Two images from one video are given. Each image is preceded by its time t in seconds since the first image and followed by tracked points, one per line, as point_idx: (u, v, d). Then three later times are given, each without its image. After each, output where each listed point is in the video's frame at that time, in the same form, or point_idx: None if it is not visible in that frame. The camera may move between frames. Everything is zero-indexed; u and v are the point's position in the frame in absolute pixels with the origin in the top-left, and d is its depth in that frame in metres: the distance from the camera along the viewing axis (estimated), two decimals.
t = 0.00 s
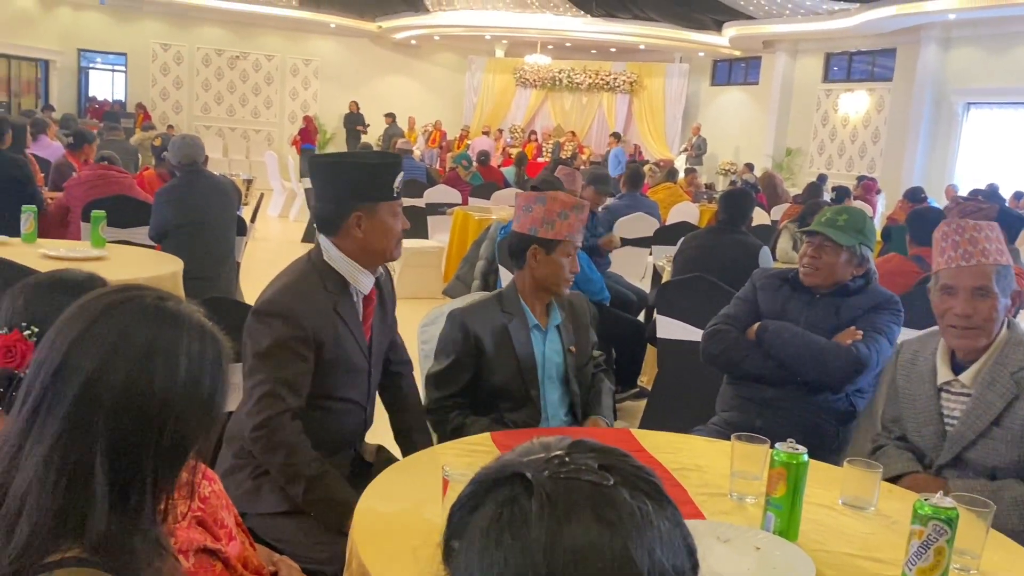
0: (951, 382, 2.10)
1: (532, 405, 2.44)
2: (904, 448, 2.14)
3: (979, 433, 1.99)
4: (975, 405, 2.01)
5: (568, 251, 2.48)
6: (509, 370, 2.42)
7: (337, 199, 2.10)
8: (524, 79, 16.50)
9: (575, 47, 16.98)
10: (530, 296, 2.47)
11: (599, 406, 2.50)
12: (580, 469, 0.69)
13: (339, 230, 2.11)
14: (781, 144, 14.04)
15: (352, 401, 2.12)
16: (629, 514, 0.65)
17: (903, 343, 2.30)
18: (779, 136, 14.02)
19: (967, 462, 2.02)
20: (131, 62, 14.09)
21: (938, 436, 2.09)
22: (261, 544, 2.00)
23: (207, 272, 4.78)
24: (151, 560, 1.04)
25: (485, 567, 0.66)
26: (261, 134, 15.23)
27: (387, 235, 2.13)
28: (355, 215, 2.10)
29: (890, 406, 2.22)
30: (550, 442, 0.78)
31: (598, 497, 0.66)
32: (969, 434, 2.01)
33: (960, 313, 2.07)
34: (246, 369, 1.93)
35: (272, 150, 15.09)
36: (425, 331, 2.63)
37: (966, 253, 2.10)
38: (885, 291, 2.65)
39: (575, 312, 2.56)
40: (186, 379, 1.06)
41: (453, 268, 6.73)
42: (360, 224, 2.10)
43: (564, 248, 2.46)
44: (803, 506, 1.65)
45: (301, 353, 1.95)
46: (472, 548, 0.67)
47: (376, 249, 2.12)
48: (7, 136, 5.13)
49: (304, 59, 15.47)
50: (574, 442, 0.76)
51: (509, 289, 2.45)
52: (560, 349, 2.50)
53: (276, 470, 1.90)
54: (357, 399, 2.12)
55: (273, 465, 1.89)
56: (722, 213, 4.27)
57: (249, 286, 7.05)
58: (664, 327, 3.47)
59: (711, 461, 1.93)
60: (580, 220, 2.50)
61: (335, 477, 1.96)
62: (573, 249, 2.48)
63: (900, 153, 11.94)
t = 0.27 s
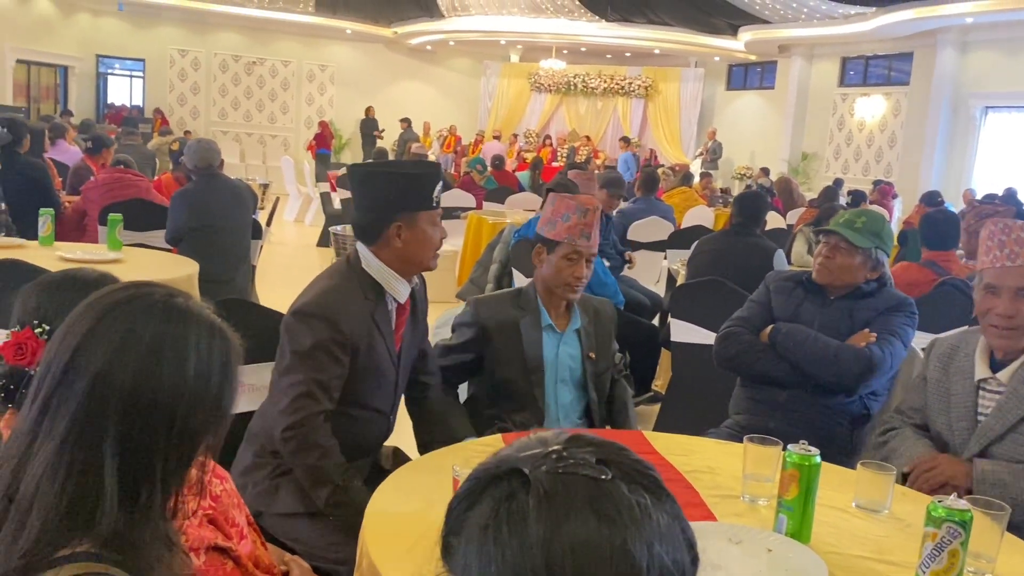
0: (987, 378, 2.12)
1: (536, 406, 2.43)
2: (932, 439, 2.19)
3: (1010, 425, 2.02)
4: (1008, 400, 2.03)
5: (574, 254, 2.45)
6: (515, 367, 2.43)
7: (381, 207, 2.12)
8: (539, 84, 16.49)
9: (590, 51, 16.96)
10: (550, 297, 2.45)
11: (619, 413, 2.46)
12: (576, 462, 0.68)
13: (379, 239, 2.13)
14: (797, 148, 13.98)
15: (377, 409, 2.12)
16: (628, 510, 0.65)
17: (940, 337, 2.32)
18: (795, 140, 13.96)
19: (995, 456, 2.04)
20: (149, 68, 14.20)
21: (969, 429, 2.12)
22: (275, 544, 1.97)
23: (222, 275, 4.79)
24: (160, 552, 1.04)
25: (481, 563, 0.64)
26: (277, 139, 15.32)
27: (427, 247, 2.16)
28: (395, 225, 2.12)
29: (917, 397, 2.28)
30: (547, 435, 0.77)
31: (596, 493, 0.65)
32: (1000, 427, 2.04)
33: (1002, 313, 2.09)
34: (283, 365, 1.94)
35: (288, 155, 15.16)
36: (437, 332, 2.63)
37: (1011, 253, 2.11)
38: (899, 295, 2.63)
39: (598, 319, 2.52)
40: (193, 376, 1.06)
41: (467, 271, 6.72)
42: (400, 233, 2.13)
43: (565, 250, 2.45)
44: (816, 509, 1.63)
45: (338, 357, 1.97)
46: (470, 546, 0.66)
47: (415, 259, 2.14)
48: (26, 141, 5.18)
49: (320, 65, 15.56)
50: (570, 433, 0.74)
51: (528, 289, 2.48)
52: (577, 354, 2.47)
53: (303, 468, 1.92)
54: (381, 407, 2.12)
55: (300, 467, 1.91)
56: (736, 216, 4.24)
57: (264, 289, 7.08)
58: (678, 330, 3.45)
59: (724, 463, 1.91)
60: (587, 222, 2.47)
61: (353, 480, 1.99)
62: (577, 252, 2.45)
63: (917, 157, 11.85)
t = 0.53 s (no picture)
0: (1006, 380, 2.09)
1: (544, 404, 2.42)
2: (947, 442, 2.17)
3: None
4: None
5: (585, 258, 2.41)
6: (524, 363, 2.43)
7: (415, 215, 2.06)
8: (552, 88, 16.49)
9: (603, 55, 16.95)
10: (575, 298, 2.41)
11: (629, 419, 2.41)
12: (571, 450, 0.68)
13: (414, 245, 2.07)
14: (811, 151, 13.90)
15: (401, 417, 2.07)
16: (623, 496, 0.64)
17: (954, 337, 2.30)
18: (809, 143, 13.89)
19: (1010, 458, 2.02)
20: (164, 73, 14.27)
21: (986, 430, 2.10)
22: (287, 543, 1.94)
23: (234, 277, 4.81)
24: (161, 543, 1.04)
25: (475, 552, 0.64)
26: (290, 143, 15.38)
27: (459, 254, 2.11)
28: (431, 234, 2.07)
29: (933, 396, 2.27)
30: (542, 425, 0.77)
31: (590, 479, 0.65)
32: (1018, 429, 2.01)
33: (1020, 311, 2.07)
34: (317, 367, 1.88)
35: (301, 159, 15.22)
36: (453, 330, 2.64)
37: None
38: (913, 296, 2.60)
39: (622, 326, 2.45)
40: (196, 368, 1.06)
41: (479, 274, 6.71)
42: (435, 242, 2.08)
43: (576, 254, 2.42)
44: (826, 508, 1.61)
45: (373, 363, 1.92)
46: (463, 536, 0.65)
47: (449, 267, 2.09)
48: (40, 144, 5.21)
49: (334, 69, 15.62)
50: (565, 423, 0.74)
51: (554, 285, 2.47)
52: (596, 358, 2.44)
53: (330, 472, 1.87)
54: (406, 414, 2.07)
55: (327, 470, 1.87)
56: (747, 217, 4.23)
57: (276, 292, 7.10)
58: (688, 332, 3.43)
59: (734, 462, 1.90)
60: (601, 226, 2.42)
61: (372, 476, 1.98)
62: (587, 256, 2.40)
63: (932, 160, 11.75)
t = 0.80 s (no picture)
0: (994, 389, 2.05)
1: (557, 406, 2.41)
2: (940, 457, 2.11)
3: (1017, 439, 1.92)
4: (1017, 411, 1.95)
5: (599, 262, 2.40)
6: (532, 363, 2.44)
7: (435, 225, 2.02)
8: (559, 93, 16.50)
9: (611, 60, 16.96)
10: (594, 304, 2.40)
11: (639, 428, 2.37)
12: (563, 450, 0.70)
13: (432, 255, 2.02)
14: (819, 156, 13.85)
15: (420, 425, 2.02)
16: (616, 496, 0.67)
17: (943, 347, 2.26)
18: (817, 148, 13.84)
19: (1003, 470, 1.94)
20: (173, 79, 14.33)
21: (978, 442, 2.04)
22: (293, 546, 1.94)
23: (242, 281, 4.83)
24: (164, 542, 1.05)
25: (467, 552, 0.66)
26: (299, 148, 15.43)
27: (479, 262, 2.06)
28: (448, 244, 2.02)
29: (925, 410, 2.21)
30: (532, 421, 0.80)
31: (583, 476, 0.67)
32: (1008, 440, 1.94)
33: (1003, 316, 2.05)
34: (334, 375, 1.83)
35: (310, 164, 15.26)
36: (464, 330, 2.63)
37: (1013, 253, 2.04)
38: (919, 298, 2.59)
39: (641, 334, 2.43)
40: (191, 365, 1.06)
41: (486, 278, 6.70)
42: (453, 251, 2.03)
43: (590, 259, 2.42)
44: (833, 511, 1.60)
45: (391, 372, 1.87)
46: (454, 537, 0.67)
47: (469, 276, 2.05)
48: (50, 149, 5.24)
49: (342, 75, 15.68)
50: (556, 421, 0.77)
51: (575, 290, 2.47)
52: (610, 364, 2.43)
53: (339, 480, 1.83)
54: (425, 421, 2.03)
55: (337, 478, 1.83)
56: (752, 221, 4.23)
57: (284, 297, 7.11)
58: (694, 335, 3.41)
59: (739, 465, 1.88)
60: (614, 229, 2.41)
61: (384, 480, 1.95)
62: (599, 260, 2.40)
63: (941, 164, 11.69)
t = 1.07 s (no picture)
0: (983, 398, 2.01)
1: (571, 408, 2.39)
2: (939, 467, 2.05)
3: (1011, 450, 1.88)
4: (1007, 419, 1.91)
5: (615, 266, 2.38)
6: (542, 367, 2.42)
7: (448, 229, 2.00)
8: (569, 97, 16.50)
9: (621, 63, 16.94)
10: (613, 307, 2.37)
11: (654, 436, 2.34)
12: (564, 452, 0.69)
13: (446, 261, 2.00)
14: (830, 159, 13.77)
15: (433, 431, 2.00)
16: (618, 498, 0.65)
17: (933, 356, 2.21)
18: (828, 151, 13.77)
19: (1001, 481, 1.90)
20: (183, 85, 14.39)
21: (972, 453, 1.99)
22: (300, 550, 1.92)
23: (251, 285, 4.83)
24: (170, 539, 1.05)
25: (465, 560, 0.65)
26: (309, 152, 15.48)
27: (494, 267, 2.04)
28: (463, 249, 2.00)
29: (922, 421, 2.14)
30: (535, 420, 0.78)
31: (583, 479, 0.65)
32: (1001, 451, 1.90)
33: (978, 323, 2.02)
34: (343, 379, 1.81)
35: (320, 168, 15.30)
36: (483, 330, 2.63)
37: (986, 260, 2.02)
38: (933, 301, 2.55)
39: (662, 342, 2.39)
40: (170, 368, 1.03)
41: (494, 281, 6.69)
42: (468, 257, 2.01)
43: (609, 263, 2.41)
44: (844, 515, 1.57)
45: (401, 378, 1.85)
46: (454, 543, 0.66)
47: (484, 283, 2.03)
48: (59, 153, 5.26)
49: (352, 79, 15.73)
50: (558, 421, 0.75)
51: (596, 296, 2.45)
52: (628, 370, 2.40)
53: (345, 486, 1.83)
54: (437, 428, 2.01)
55: (344, 483, 1.82)
56: (763, 223, 4.20)
57: (292, 301, 7.11)
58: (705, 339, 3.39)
59: (749, 469, 1.86)
60: (630, 232, 2.39)
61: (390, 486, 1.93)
62: (616, 263, 2.39)
63: (954, 166, 11.58)
